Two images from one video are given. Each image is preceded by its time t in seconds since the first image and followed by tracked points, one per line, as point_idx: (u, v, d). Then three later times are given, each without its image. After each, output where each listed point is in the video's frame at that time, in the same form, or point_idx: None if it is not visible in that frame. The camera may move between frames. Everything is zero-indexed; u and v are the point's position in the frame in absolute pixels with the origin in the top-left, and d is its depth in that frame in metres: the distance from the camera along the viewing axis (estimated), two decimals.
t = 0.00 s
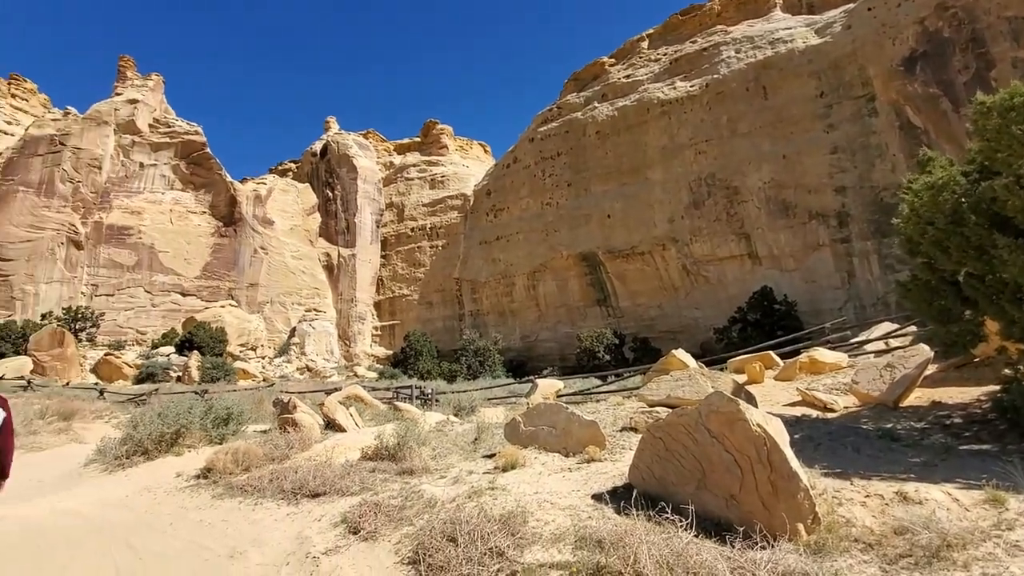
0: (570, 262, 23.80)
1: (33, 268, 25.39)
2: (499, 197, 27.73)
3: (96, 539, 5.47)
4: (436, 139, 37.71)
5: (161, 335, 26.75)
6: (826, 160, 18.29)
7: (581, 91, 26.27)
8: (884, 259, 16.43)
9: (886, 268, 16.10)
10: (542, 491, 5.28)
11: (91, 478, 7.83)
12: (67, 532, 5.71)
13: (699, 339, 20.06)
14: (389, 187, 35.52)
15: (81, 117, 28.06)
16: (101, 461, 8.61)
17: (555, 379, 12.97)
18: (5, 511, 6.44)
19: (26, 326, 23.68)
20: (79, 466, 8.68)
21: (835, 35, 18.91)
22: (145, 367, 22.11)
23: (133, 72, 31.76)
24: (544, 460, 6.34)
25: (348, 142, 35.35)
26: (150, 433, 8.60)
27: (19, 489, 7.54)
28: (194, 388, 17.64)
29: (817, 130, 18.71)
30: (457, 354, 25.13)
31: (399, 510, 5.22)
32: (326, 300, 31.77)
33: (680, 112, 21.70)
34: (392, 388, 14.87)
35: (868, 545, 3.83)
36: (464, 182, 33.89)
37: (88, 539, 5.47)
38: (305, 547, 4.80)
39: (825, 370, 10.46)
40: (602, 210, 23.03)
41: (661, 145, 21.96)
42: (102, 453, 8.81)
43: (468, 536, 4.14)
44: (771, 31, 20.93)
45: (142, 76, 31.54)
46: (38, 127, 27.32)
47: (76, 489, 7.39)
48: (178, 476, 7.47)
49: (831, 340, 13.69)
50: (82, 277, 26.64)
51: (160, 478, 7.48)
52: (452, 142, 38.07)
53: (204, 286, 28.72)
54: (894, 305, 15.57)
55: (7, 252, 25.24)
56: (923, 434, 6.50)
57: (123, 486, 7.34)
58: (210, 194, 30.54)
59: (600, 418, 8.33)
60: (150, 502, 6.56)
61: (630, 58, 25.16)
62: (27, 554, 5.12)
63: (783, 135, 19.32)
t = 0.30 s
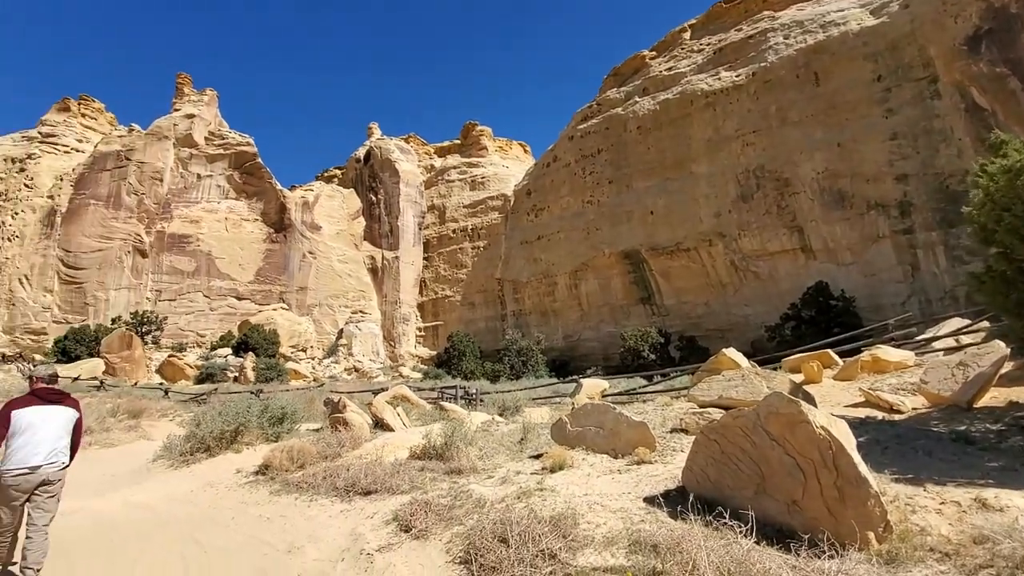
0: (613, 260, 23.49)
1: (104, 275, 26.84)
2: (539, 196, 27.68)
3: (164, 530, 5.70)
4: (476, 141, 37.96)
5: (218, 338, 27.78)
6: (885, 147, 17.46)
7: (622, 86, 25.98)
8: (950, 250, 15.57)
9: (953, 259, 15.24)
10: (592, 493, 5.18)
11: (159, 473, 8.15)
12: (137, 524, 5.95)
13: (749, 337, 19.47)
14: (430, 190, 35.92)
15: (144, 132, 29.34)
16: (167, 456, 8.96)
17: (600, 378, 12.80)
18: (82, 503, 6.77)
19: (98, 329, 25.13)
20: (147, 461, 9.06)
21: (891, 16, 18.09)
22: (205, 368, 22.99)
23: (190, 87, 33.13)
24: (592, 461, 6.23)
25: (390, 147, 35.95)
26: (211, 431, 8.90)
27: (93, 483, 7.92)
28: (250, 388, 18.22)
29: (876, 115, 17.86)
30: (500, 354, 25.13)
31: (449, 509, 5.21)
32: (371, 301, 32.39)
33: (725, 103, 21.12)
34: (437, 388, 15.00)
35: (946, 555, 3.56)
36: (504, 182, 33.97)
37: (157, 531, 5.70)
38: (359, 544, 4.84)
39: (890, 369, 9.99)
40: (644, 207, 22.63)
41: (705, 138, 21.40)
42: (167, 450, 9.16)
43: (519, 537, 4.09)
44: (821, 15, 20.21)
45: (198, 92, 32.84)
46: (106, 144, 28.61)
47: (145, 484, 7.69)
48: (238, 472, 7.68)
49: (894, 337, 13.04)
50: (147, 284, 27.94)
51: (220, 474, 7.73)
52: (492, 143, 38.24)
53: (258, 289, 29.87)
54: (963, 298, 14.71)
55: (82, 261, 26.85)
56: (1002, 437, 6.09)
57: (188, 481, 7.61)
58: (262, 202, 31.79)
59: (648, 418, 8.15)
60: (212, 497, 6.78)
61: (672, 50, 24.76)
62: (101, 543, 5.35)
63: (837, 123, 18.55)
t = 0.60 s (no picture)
0: (653, 259, 23.13)
1: (161, 286, 28.03)
2: (576, 197, 27.53)
3: (220, 530, 5.85)
4: (510, 143, 38.06)
5: (266, 344, 28.57)
6: (941, 132, 16.58)
7: (657, 82, 25.65)
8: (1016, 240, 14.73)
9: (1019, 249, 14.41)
10: (641, 498, 5.07)
11: (216, 475, 8.40)
12: (195, 524, 6.13)
13: (799, 335, 18.86)
14: (467, 194, 36.14)
15: (195, 150, 30.40)
16: (222, 458, 9.24)
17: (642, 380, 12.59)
18: (145, 503, 7.02)
19: (157, 337, 26.25)
20: (205, 463, 9.35)
21: None
22: (255, 373, 23.68)
23: (235, 104, 34.23)
24: (639, 465, 6.10)
25: (426, 153, 36.38)
26: (264, 434, 9.15)
27: (156, 483, 8.22)
28: (299, 392, 18.66)
29: (930, 99, 16.93)
30: (540, 356, 25.04)
31: (496, 512, 5.19)
32: (410, 306, 32.82)
33: (766, 95, 20.53)
34: (478, 390, 15.06)
35: None
36: (540, 184, 33.93)
37: (214, 530, 5.86)
38: (408, 546, 4.85)
39: (956, 368, 9.53)
40: (684, 205, 22.19)
41: (747, 131, 20.85)
42: (223, 452, 9.43)
43: (568, 541, 4.03)
44: None
45: (243, 108, 33.87)
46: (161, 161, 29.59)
47: (204, 484, 7.94)
48: (290, 474, 7.86)
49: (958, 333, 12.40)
50: (200, 293, 29.02)
51: (273, 476, 7.91)
52: (526, 145, 38.25)
53: (302, 297, 30.67)
54: None
55: (141, 273, 28.03)
56: None
57: (243, 482, 7.83)
58: (305, 212, 32.63)
59: (696, 421, 7.97)
60: (266, 498, 6.94)
61: (710, 42, 24.33)
62: (162, 540, 5.53)
63: (887, 110, 17.67)
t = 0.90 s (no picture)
0: (702, 258, 22.61)
1: (221, 293, 29.26)
2: (620, 196, 27.24)
3: (280, 527, 6.02)
4: (553, 145, 38.01)
5: (318, 347, 29.34)
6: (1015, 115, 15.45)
7: (703, 76, 25.16)
8: None
9: None
10: (700, 503, 4.93)
11: (276, 473, 8.67)
12: (256, 520, 6.31)
13: (861, 334, 18.06)
14: (510, 197, 36.18)
15: (250, 162, 31.64)
16: (282, 458, 9.52)
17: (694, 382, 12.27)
18: (212, 499, 7.31)
19: (218, 342, 27.36)
20: (265, 462, 9.67)
21: None
22: (309, 376, 24.39)
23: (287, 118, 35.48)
24: (695, 469, 5.95)
25: (469, 157, 36.74)
26: (320, 434, 9.39)
27: (221, 480, 8.56)
28: (351, 394, 19.15)
29: (1001, 80, 15.83)
30: (587, 358, 24.81)
31: (549, 515, 5.15)
32: (455, 309, 33.13)
33: (821, 83, 19.76)
34: (525, 393, 15.05)
35: None
36: (583, 184, 33.72)
37: (275, 527, 6.04)
38: (463, 547, 4.86)
39: None
40: (734, 200, 21.63)
41: (800, 122, 20.14)
42: (283, 451, 9.73)
43: (626, 546, 3.95)
44: None
45: (294, 121, 35.04)
46: (220, 175, 31.12)
47: (266, 482, 8.22)
48: (346, 473, 8.04)
49: None
50: (257, 299, 30.09)
51: (330, 475, 8.10)
52: (568, 146, 38.10)
53: (351, 301, 31.46)
54: None
55: (202, 281, 29.37)
56: None
57: (302, 481, 8.05)
58: (353, 220, 33.46)
59: (754, 424, 7.71)
60: (324, 497, 7.10)
61: (758, 32, 23.73)
62: (226, 535, 5.72)
63: (954, 94, 16.61)
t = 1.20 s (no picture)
0: (743, 251, 22.09)
1: (266, 296, 30.12)
2: (656, 190, 26.88)
3: (327, 523, 6.12)
4: (586, 141, 37.75)
5: (357, 347, 29.83)
6: None
7: (741, 63, 24.64)
8: None
9: None
10: (750, 504, 4.81)
11: (322, 470, 8.86)
12: (305, 517, 6.43)
13: (915, 328, 17.33)
14: (543, 194, 36.23)
15: (290, 168, 32.46)
16: (327, 455, 9.72)
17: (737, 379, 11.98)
18: (262, 495, 7.51)
19: (263, 343, 28.14)
20: (311, 459, 9.89)
21: None
22: (349, 375, 24.90)
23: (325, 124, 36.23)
24: (743, 468, 5.80)
25: (503, 156, 36.82)
26: (363, 432, 9.52)
27: (269, 476, 8.80)
28: (392, 393, 19.45)
29: None
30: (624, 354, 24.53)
31: (593, 514, 5.09)
32: (491, 308, 33.22)
33: (868, 65, 19.06)
34: (563, 391, 14.98)
35: None
36: (618, 179, 33.37)
37: (323, 523, 6.14)
38: (508, 544, 4.84)
39: None
40: (776, 190, 21.06)
41: (846, 107, 19.46)
42: (328, 449, 9.93)
43: (676, 546, 3.88)
44: None
45: (331, 127, 35.73)
46: (262, 182, 32.22)
47: (313, 478, 8.42)
48: (389, 470, 8.15)
49: None
50: (298, 301, 30.81)
51: (373, 472, 8.22)
52: (602, 141, 37.77)
53: (389, 301, 31.94)
54: None
55: (248, 284, 30.37)
56: None
57: (346, 478, 8.19)
58: (389, 222, 33.91)
59: (805, 423, 7.49)
60: (369, 494, 7.20)
61: (798, 17, 23.10)
62: (277, 531, 5.85)
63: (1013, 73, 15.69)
